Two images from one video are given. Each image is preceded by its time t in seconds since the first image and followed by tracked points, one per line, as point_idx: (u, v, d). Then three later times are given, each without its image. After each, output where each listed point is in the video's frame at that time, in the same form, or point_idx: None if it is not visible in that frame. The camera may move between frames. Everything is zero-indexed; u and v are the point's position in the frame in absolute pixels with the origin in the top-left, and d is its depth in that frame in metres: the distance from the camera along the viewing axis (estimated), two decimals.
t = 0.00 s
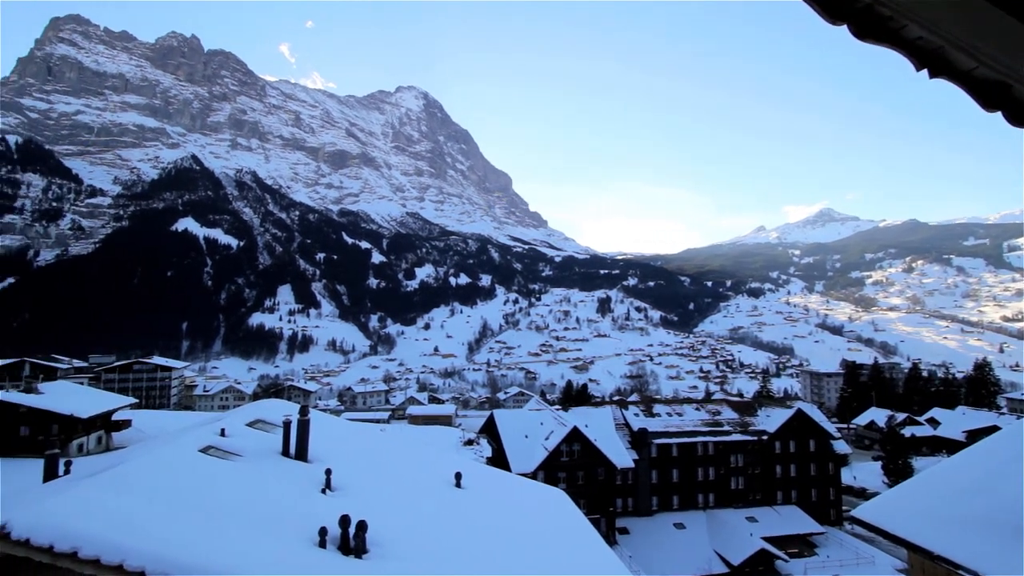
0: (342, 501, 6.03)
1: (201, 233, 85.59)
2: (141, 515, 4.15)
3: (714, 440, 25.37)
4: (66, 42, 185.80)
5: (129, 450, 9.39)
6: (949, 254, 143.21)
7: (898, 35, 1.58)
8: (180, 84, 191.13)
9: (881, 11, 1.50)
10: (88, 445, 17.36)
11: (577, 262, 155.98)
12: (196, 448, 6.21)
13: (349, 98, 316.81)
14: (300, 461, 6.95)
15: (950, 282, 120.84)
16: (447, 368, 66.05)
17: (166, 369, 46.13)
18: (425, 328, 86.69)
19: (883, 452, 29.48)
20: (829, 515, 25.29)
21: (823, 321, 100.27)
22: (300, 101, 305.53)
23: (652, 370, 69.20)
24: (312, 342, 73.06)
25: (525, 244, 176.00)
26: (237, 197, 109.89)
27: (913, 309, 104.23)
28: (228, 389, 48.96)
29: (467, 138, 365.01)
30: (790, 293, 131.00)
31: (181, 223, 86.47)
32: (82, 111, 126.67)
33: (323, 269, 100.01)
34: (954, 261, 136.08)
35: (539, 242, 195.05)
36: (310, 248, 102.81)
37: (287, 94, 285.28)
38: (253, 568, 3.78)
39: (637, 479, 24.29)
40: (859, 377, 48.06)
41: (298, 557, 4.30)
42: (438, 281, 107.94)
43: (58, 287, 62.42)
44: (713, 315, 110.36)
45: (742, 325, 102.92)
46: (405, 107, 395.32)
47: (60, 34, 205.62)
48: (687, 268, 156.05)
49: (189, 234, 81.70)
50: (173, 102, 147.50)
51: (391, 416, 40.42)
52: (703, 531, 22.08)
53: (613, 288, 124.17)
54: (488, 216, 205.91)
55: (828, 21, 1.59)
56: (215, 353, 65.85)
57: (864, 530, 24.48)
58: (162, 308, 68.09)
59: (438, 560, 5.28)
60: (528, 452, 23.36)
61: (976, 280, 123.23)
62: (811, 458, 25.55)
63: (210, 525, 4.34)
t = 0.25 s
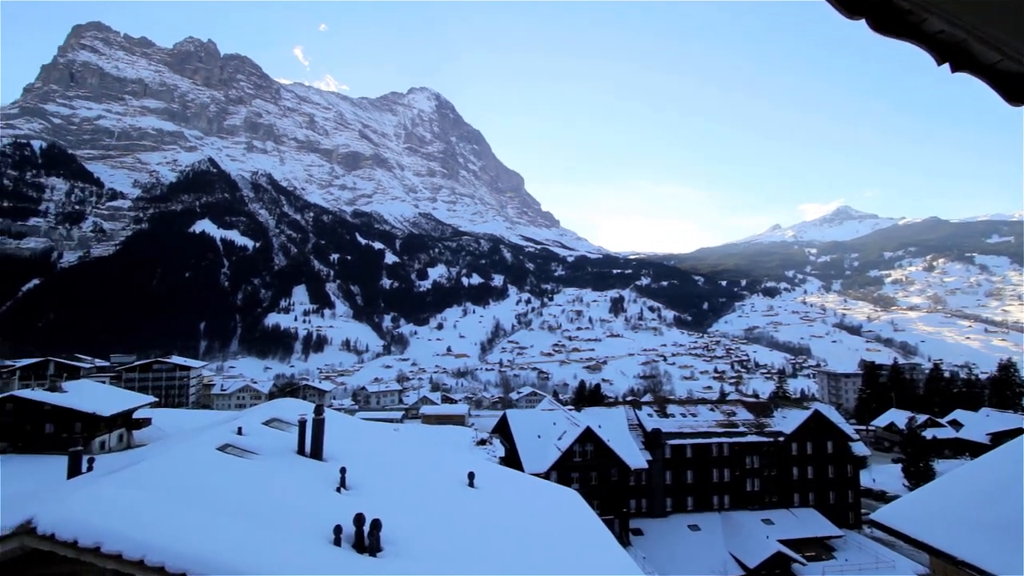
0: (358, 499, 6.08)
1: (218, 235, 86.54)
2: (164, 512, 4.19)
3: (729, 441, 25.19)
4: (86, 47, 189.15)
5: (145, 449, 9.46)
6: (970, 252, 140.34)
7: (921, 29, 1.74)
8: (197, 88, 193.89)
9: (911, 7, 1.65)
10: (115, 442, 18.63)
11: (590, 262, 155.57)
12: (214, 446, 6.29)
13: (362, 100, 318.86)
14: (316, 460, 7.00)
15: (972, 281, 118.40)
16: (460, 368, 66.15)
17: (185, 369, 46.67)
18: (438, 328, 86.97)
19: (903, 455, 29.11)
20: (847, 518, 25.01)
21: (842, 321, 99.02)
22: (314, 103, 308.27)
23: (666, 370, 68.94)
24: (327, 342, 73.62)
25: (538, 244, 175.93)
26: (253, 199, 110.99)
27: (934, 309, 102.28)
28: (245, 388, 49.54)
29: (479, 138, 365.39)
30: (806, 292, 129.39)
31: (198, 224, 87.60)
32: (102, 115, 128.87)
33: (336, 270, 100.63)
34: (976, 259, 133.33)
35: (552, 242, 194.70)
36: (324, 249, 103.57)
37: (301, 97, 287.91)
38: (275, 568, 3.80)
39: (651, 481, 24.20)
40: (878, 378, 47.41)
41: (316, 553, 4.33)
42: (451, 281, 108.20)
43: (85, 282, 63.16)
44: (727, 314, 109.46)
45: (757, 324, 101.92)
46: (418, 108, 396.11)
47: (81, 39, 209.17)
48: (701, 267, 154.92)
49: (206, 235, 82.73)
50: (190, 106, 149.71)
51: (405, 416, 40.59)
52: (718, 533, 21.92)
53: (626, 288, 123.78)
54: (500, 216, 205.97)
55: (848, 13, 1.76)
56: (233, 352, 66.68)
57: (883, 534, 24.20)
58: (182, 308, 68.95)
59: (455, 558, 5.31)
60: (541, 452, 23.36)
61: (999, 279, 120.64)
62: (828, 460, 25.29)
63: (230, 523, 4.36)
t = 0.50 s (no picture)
0: (373, 497, 6.13)
1: (236, 236, 87.43)
2: (181, 506, 4.27)
3: (746, 443, 24.95)
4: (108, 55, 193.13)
5: (166, 447, 9.65)
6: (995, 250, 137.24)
7: (946, 22, 1.72)
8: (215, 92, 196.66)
9: None
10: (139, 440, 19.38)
11: (604, 262, 155.02)
12: (233, 444, 6.36)
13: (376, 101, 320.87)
14: (331, 458, 7.08)
15: (997, 279, 115.82)
16: (474, 367, 66.33)
17: (204, 368, 47.41)
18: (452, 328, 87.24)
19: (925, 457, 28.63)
20: (868, 522, 24.65)
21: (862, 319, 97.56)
22: (330, 105, 310.95)
23: (681, 371, 68.59)
24: (342, 342, 74.15)
25: (551, 244, 175.93)
26: (269, 201, 112.16)
27: (958, 308, 100.17)
28: (263, 387, 49.94)
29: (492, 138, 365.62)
30: (824, 292, 127.57)
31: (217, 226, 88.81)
32: (124, 120, 131.44)
33: (352, 270, 101.30)
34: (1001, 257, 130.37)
35: (566, 242, 194.25)
36: (339, 250, 104.32)
37: (316, 99, 290.55)
38: (295, 566, 3.84)
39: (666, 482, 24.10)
40: (900, 379, 46.66)
41: (332, 554, 4.33)
42: (465, 281, 108.43)
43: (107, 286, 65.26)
44: (744, 314, 108.42)
45: (774, 324, 100.80)
46: (431, 109, 396.47)
47: (103, 47, 213.73)
48: (716, 266, 153.54)
49: (225, 237, 83.61)
50: (208, 110, 151.84)
51: (420, 415, 40.76)
52: (734, 535, 21.76)
53: (640, 287, 123.35)
54: (514, 216, 205.94)
55: (869, 6, 1.75)
56: (250, 352, 67.63)
57: (905, 538, 23.79)
58: (201, 308, 70.13)
59: (469, 559, 5.31)
60: (555, 452, 23.35)
61: None
62: (848, 462, 24.94)
63: (250, 520, 4.44)
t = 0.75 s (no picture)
0: (387, 496, 6.18)
1: (254, 238, 88.29)
2: (201, 503, 4.33)
3: (763, 444, 24.70)
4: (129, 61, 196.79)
5: (186, 444, 9.82)
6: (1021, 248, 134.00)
7: (970, 12, 1.94)
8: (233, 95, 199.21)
9: None
10: (159, 437, 21.57)
11: (618, 261, 154.33)
12: (251, 442, 6.44)
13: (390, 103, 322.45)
14: (347, 457, 7.15)
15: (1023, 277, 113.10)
16: (488, 367, 66.36)
17: (223, 368, 48.09)
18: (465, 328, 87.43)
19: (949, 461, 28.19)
20: (890, 526, 24.32)
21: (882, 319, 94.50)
22: (344, 108, 313.27)
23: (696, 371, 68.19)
24: (357, 342, 74.60)
25: (565, 244, 175.60)
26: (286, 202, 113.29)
27: (982, 307, 97.93)
28: (279, 386, 50.32)
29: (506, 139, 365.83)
30: (845, 290, 124.85)
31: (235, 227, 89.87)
32: (145, 125, 133.77)
33: (366, 271, 101.86)
34: None
35: (580, 241, 193.54)
36: (354, 251, 104.98)
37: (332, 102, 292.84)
38: (315, 563, 3.89)
39: (681, 483, 24.02)
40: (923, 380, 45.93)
41: (348, 551, 4.36)
42: (478, 281, 108.57)
43: (127, 294, 67.02)
44: (760, 314, 107.27)
45: (792, 324, 99.56)
46: (445, 110, 396.79)
47: (124, 53, 217.79)
48: (732, 265, 151.92)
49: (243, 237, 84.40)
50: (226, 113, 153.86)
51: (434, 415, 40.89)
52: (751, 537, 21.62)
53: (655, 287, 123.07)
54: (527, 216, 205.77)
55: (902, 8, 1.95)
56: (268, 352, 68.45)
57: (928, 542, 23.43)
58: (220, 308, 71.06)
59: (484, 557, 5.34)
60: (569, 452, 23.32)
61: None
62: (868, 465, 24.61)
63: (269, 517, 4.50)
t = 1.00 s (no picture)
0: (401, 494, 6.22)
1: (269, 239, 89.11)
2: (220, 499, 4.42)
3: (780, 445, 24.45)
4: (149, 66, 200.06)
5: (206, 442, 9.99)
6: None
7: (993, 6, 1.93)
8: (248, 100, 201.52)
9: None
10: (179, 434, 21.99)
11: (631, 260, 153.70)
12: (268, 441, 6.51)
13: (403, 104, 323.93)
14: (362, 456, 7.20)
15: None
16: (501, 367, 66.28)
17: (240, 367, 48.66)
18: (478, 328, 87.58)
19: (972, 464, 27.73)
20: (911, 530, 23.95)
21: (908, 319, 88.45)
22: (358, 110, 315.17)
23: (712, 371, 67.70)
24: (371, 342, 75.01)
25: (578, 244, 175.03)
26: (301, 204, 114.29)
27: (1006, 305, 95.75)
28: (295, 385, 50.66)
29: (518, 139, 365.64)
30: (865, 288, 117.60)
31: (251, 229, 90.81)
32: (164, 129, 135.90)
33: (380, 271, 102.38)
34: None
35: (592, 241, 192.94)
36: (368, 251, 105.54)
37: (345, 104, 294.39)
38: (332, 561, 3.93)
39: (697, 484, 23.91)
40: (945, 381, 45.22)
41: (362, 551, 4.38)
42: (491, 281, 108.74)
43: (148, 292, 68.69)
44: (776, 314, 106.23)
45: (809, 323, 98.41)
46: (457, 111, 397.01)
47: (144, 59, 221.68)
48: (748, 264, 150.54)
49: (259, 239, 85.33)
50: (242, 117, 155.72)
51: (448, 415, 41.00)
52: (767, 539, 21.48)
53: (668, 286, 122.63)
54: (539, 217, 205.60)
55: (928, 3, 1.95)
56: (284, 351, 69.21)
57: (950, 547, 23.05)
58: (236, 308, 71.95)
59: (494, 556, 5.32)
60: (583, 452, 23.30)
61: None
62: (888, 467, 24.28)
63: (285, 513, 4.56)
